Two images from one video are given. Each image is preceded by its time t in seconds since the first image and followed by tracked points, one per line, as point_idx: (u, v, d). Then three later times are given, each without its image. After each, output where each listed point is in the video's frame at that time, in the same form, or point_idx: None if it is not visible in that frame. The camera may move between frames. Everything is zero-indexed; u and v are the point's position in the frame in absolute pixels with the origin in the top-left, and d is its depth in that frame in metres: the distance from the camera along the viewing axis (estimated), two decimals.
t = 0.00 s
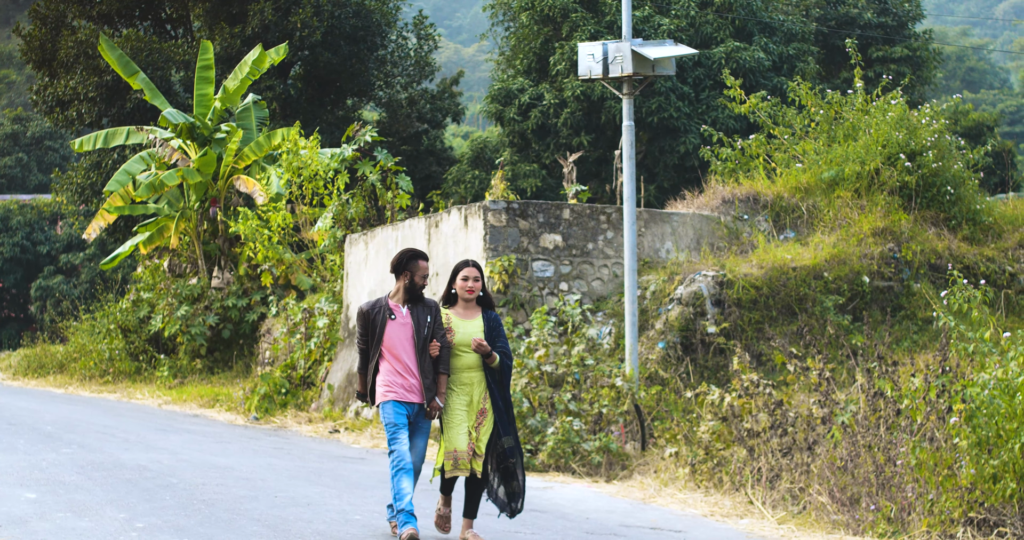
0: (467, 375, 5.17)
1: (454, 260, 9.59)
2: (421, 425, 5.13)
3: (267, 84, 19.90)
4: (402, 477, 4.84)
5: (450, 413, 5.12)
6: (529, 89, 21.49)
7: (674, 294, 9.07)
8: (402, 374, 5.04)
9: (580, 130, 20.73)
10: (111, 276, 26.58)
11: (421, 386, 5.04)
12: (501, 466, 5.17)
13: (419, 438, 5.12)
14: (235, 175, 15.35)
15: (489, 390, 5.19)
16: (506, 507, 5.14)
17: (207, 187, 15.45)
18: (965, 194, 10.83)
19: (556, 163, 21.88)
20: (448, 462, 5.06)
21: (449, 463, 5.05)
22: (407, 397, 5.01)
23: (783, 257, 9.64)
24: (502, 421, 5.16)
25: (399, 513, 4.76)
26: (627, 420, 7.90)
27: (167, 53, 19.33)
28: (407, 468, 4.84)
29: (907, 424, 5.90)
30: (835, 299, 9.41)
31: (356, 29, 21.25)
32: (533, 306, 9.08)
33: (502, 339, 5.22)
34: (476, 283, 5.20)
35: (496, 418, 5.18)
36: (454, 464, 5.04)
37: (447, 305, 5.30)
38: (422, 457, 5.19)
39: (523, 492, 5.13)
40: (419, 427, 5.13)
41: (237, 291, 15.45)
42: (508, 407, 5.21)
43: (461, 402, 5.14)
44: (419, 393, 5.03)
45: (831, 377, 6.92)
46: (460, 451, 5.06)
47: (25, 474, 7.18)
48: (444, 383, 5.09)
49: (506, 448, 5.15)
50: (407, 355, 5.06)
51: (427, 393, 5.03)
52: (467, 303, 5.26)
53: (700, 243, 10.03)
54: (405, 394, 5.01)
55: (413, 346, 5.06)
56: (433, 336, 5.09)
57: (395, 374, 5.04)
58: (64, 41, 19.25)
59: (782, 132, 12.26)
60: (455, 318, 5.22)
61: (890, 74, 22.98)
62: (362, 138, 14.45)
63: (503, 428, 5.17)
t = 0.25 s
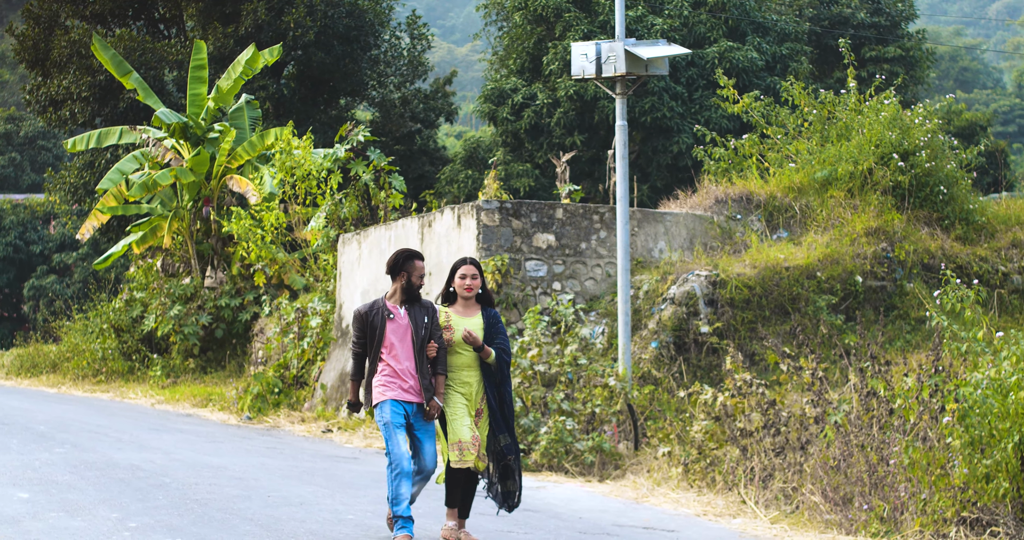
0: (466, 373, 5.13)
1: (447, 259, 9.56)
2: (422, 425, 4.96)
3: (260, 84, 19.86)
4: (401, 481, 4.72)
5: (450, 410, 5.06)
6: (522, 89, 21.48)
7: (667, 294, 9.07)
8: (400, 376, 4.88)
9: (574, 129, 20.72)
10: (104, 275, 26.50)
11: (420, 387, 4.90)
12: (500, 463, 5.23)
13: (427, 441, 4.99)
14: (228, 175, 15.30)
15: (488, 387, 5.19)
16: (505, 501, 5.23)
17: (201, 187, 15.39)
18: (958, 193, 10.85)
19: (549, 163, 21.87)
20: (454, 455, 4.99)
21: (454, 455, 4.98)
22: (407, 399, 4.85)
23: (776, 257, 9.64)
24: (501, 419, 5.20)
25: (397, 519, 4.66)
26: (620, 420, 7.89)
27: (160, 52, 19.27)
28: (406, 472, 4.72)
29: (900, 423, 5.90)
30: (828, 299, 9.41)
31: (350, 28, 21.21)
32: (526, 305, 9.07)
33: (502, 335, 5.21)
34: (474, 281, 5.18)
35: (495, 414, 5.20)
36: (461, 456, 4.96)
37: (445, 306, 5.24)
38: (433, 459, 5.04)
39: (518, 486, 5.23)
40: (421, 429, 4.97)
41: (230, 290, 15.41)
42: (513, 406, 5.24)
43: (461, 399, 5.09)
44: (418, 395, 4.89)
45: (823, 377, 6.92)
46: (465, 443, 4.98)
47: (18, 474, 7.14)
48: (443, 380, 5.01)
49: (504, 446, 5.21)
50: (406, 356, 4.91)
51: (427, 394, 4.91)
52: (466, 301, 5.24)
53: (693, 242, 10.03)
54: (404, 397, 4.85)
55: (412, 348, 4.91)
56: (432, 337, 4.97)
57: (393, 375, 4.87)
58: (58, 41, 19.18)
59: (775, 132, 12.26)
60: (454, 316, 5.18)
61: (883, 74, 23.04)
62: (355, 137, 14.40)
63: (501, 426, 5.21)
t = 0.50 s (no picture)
0: (465, 379, 5.07)
1: (440, 260, 9.53)
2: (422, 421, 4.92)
3: (253, 84, 19.83)
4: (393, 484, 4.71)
5: (449, 416, 5.02)
6: (514, 89, 21.47)
7: (659, 294, 9.06)
8: (397, 373, 4.84)
9: (566, 130, 20.71)
10: (96, 276, 26.41)
11: (416, 385, 4.88)
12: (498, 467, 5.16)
13: (432, 433, 4.94)
14: (220, 175, 15.25)
15: (484, 391, 5.12)
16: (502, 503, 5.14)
17: (193, 187, 15.34)
18: (950, 194, 10.88)
19: (541, 163, 21.85)
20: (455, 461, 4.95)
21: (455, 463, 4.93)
22: (402, 396, 4.82)
23: (768, 258, 9.64)
24: (497, 421, 5.12)
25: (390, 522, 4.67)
26: (613, 420, 7.88)
27: (152, 53, 19.22)
28: (398, 476, 4.70)
29: (893, 424, 5.90)
30: (820, 299, 9.42)
31: (342, 29, 21.18)
32: (519, 306, 9.05)
33: (498, 336, 5.14)
34: (470, 284, 5.18)
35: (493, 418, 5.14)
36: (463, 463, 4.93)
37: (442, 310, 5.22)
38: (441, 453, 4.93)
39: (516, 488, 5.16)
40: (422, 423, 4.92)
41: (222, 291, 15.36)
42: (509, 403, 5.15)
43: (461, 404, 5.04)
44: (414, 391, 4.86)
45: (815, 377, 6.92)
46: (468, 452, 4.94)
47: (10, 475, 7.10)
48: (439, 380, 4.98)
49: (499, 449, 5.12)
50: (403, 354, 4.88)
51: (424, 392, 4.89)
52: (463, 304, 5.23)
53: (686, 243, 10.02)
54: (400, 394, 4.82)
55: (409, 345, 4.88)
56: (429, 335, 4.94)
57: (389, 373, 4.84)
58: (50, 41, 19.10)
59: (767, 133, 12.26)
60: (454, 321, 5.10)
61: (876, 74, 23.09)
62: (348, 137, 14.35)
63: (498, 429, 5.14)
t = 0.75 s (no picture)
0: (465, 383, 5.01)
1: (434, 260, 9.50)
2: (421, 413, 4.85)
3: (247, 84, 19.80)
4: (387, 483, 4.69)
5: (449, 422, 4.97)
6: (508, 90, 21.46)
7: (653, 294, 9.06)
8: (395, 367, 4.81)
9: (560, 130, 20.70)
10: (91, 276, 26.34)
11: (415, 378, 4.84)
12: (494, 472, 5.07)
13: (427, 421, 4.84)
14: (214, 176, 15.21)
15: (482, 395, 5.06)
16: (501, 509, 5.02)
17: (187, 188, 15.29)
18: (944, 194, 10.88)
19: (535, 163, 21.83)
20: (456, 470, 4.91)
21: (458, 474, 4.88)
22: (401, 391, 4.79)
23: (763, 258, 9.64)
24: (495, 425, 5.06)
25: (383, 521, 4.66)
26: (607, 421, 7.87)
27: (146, 53, 19.17)
28: (390, 474, 4.68)
29: (887, 424, 5.89)
30: (814, 299, 9.43)
31: (336, 29, 21.14)
32: (513, 306, 9.03)
33: (497, 339, 5.06)
34: (466, 289, 5.09)
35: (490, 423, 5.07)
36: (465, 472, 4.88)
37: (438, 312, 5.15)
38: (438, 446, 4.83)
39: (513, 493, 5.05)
40: (420, 413, 4.85)
41: (216, 291, 15.32)
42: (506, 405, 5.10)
43: (461, 409, 4.99)
44: (414, 386, 4.82)
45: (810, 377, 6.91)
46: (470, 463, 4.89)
47: (4, 475, 7.06)
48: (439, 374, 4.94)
49: (495, 454, 5.04)
50: (402, 348, 4.84)
51: (422, 385, 4.84)
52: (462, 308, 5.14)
53: (680, 243, 10.02)
54: (399, 388, 4.79)
55: (408, 339, 4.85)
56: (428, 330, 4.90)
57: (388, 367, 4.80)
58: (43, 41, 19.04)
59: (761, 133, 12.26)
60: (451, 324, 5.05)
61: (870, 74, 23.12)
62: (342, 138, 14.31)
63: (496, 434, 5.07)
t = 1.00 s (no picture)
0: (463, 384, 4.94)
1: (429, 259, 9.48)
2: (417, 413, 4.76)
3: (241, 84, 19.76)
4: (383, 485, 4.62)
5: (448, 424, 4.90)
6: (503, 89, 21.45)
7: (648, 294, 9.05)
8: (393, 367, 4.72)
9: (555, 130, 20.69)
10: (85, 276, 26.27)
11: (413, 379, 4.74)
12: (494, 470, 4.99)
13: (418, 423, 4.73)
14: (209, 175, 15.16)
15: (481, 396, 4.97)
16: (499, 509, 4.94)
17: (181, 187, 15.25)
18: (939, 194, 10.88)
19: (530, 163, 21.81)
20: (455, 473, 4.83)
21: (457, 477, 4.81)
22: (397, 391, 4.71)
23: (757, 257, 9.64)
24: (494, 425, 4.95)
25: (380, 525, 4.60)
26: (602, 420, 7.85)
27: (141, 52, 19.13)
28: (388, 478, 4.61)
29: (881, 423, 5.89)
30: (809, 299, 9.43)
31: (331, 29, 21.11)
32: (508, 305, 9.01)
33: (495, 339, 4.97)
34: (465, 290, 5.00)
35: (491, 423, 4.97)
36: (463, 475, 4.80)
37: (437, 315, 5.06)
38: (430, 448, 4.69)
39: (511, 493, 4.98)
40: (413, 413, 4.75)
41: (211, 291, 15.28)
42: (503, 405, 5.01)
43: (459, 409, 4.91)
44: (410, 386, 4.73)
45: (804, 377, 6.91)
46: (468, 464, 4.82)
47: None
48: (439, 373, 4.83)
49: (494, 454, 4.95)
50: (401, 347, 4.75)
51: (420, 385, 4.75)
52: (463, 307, 5.05)
53: (674, 243, 10.01)
54: (396, 388, 4.71)
55: (407, 339, 4.76)
56: (430, 330, 4.79)
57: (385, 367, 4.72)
58: (38, 41, 18.97)
59: (756, 132, 12.25)
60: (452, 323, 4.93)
61: (864, 74, 23.16)
62: (336, 137, 14.28)
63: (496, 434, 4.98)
